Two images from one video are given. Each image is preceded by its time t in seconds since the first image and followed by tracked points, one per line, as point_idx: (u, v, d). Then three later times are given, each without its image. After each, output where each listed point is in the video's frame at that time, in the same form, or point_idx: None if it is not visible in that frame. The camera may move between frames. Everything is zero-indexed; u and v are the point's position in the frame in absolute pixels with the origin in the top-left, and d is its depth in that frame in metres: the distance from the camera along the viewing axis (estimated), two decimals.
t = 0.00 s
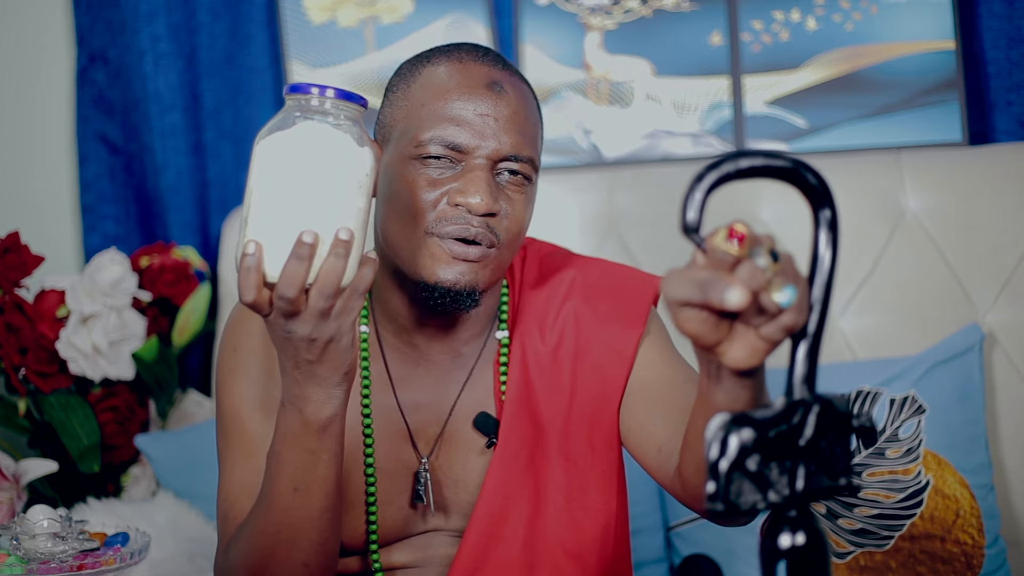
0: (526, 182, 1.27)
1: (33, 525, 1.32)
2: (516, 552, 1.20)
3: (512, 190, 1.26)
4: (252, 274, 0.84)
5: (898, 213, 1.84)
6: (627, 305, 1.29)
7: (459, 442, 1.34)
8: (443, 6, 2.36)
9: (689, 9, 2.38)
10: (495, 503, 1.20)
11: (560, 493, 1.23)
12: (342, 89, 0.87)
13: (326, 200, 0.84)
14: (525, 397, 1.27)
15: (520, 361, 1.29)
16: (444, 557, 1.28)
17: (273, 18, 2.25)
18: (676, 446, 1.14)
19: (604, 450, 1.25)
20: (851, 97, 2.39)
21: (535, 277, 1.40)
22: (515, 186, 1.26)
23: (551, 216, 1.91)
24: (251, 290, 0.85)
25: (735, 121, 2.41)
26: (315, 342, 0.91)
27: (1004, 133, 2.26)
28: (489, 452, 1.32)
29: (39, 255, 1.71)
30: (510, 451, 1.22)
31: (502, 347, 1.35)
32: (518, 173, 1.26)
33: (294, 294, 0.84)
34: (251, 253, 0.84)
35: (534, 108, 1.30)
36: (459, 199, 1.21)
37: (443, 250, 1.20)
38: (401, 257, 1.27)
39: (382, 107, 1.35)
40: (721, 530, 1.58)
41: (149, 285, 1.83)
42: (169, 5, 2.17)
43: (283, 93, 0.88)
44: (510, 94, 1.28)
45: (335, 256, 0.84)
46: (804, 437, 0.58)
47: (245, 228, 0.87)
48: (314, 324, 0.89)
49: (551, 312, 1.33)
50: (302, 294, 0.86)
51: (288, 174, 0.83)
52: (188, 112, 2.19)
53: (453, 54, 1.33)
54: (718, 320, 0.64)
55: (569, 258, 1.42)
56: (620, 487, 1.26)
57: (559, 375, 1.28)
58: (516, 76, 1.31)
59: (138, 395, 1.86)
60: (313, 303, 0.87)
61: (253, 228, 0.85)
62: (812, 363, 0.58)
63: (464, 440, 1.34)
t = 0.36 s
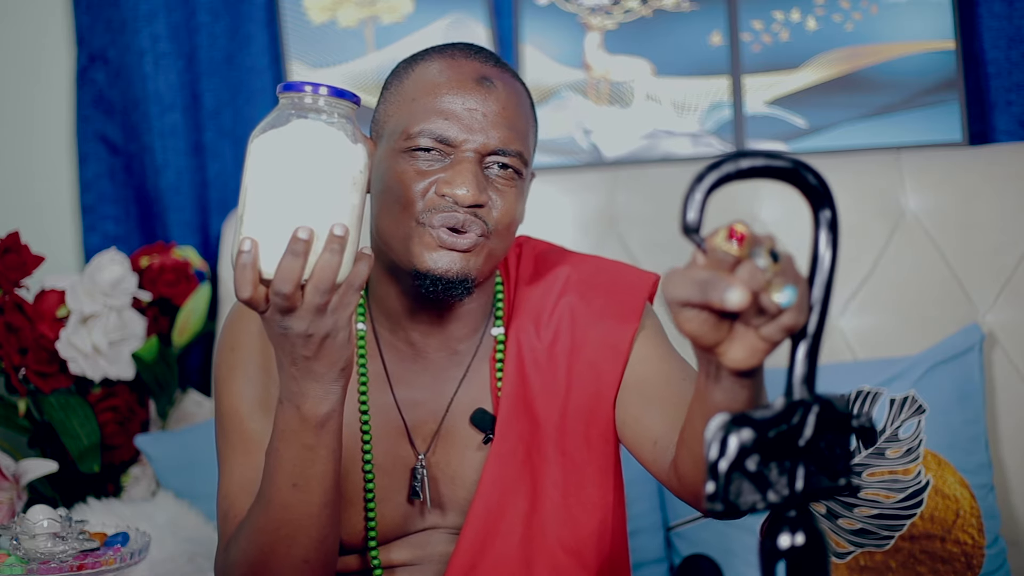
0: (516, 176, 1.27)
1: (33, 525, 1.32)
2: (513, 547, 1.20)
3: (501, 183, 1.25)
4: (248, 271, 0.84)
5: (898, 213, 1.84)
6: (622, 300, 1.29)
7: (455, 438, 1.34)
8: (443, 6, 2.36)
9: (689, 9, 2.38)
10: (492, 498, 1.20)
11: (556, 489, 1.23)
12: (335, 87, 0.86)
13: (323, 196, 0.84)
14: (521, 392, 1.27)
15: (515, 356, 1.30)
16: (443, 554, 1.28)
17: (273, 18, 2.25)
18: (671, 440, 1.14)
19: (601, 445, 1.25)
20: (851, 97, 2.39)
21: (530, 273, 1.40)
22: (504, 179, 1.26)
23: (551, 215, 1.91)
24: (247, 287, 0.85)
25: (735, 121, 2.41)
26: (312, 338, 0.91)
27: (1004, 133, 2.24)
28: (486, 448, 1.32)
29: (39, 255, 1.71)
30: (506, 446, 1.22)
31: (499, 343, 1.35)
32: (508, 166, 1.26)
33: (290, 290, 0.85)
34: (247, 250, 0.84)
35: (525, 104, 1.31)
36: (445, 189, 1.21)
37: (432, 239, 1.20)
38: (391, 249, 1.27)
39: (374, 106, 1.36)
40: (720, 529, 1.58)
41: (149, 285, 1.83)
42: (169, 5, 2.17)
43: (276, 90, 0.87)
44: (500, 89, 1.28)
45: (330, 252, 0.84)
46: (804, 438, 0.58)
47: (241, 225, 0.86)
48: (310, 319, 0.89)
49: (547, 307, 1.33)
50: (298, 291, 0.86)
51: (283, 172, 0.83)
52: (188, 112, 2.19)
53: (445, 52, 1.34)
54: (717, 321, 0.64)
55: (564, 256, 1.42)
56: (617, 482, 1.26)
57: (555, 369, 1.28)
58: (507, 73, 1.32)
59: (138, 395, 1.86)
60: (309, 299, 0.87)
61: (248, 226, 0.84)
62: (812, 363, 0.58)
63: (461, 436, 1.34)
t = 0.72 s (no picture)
0: (515, 170, 1.27)
1: (33, 525, 1.32)
2: (510, 543, 1.20)
3: (501, 177, 1.25)
4: (245, 270, 0.84)
5: (898, 213, 1.84)
6: (619, 295, 1.29)
7: (454, 436, 1.34)
8: (443, 6, 2.36)
9: (689, 9, 2.38)
10: (490, 495, 1.20)
11: (554, 485, 1.23)
12: (332, 86, 0.86)
13: (322, 195, 0.84)
14: (517, 388, 1.27)
15: (512, 354, 1.29)
16: (442, 553, 1.28)
17: (273, 18, 2.25)
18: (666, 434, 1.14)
19: (596, 439, 1.24)
20: (851, 97, 2.39)
21: (528, 269, 1.40)
22: (504, 174, 1.25)
23: (549, 215, 1.91)
24: (244, 286, 0.85)
25: (735, 121, 2.41)
26: (309, 336, 0.92)
27: (1004, 133, 2.26)
28: (484, 445, 1.32)
29: (39, 255, 1.71)
30: (502, 443, 1.23)
31: (496, 341, 1.36)
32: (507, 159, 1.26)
33: (287, 289, 0.85)
34: (244, 249, 0.84)
35: (520, 99, 1.31)
36: (448, 183, 1.20)
37: (434, 237, 1.21)
38: (396, 249, 1.26)
39: (370, 107, 1.36)
40: (719, 529, 1.58)
41: (149, 285, 1.83)
42: (169, 5, 2.17)
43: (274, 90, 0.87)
44: (496, 84, 1.28)
45: (327, 251, 0.84)
46: (798, 438, 0.58)
47: (239, 225, 0.86)
48: (308, 317, 0.89)
49: (543, 304, 1.33)
50: (296, 289, 0.86)
51: (281, 172, 0.83)
52: (188, 112, 2.19)
53: (439, 51, 1.34)
54: (711, 321, 0.64)
55: (561, 252, 1.42)
56: (613, 476, 1.25)
57: (551, 366, 1.28)
58: (501, 69, 1.32)
59: (138, 395, 1.87)
60: (306, 297, 0.87)
61: (246, 225, 0.84)
62: (805, 363, 0.58)
63: (460, 433, 1.34)
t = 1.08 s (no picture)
0: (518, 165, 1.27)
1: (33, 525, 1.32)
2: (511, 542, 1.21)
3: (506, 172, 1.26)
4: (246, 267, 0.84)
5: (898, 213, 1.84)
6: (620, 295, 1.29)
7: (455, 435, 1.34)
8: (443, 6, 2.36)
9: (689, 9, 2.38)
10: (490, 494, 1.20)
11: (554, 484, 1.23)
12: (333, 84, 0.86)
13: (326, 193, 0.84)
14: (518, 388, 1.27)
15: (513, 354, 1.29)
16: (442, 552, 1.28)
17: (273, 18, 2.25)
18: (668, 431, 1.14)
19: (597, 438, 1.24)
20: (851, 97, 2.39)
21: (529, 270, 1.40)
22: (508, 168, 1.26)
23: (550, 214, 1.91)
24: (245, 283, 0.85)
25: (735, 121, 2.41)
26: (309, 334, 0.91)
27: (1004, 133, 2.26)
28: (485, 443, 1.33)
29: (39, 255, 1.71)
30: (503, 442, 1.23)
31: (497, 340, 1.36)
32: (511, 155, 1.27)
33: (287, 285, 0.85)
34: (246, 245, 0.84)
35: (520, 95, 1.32)
36: (456, 178, 1.20)
37: (444, 232, 1.20)
38: (402, 246, 1.25)
39: (369, 106, 1.36)
40: (719, 529, 1.58)
41: (149, 285, 1.83)
42: (169, 5, 2.17)
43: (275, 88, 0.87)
44: (497, 80, 1.29)
45: (328, 248, 0.84)
46: (803, 437, 0.57)
47: (239, 222, 0.86)
48: (308, 315, 0.89)
49: (545, 304, 1.33)
50: (296, 286, 0.86)
51: (282, 170, 0.83)
52: (188, 112, 2.19)
53: (437, 49, 1.34)
54: (716, 321, 0.64)
55: (561, 252, 1.42)
56: (615, 476, 1.25)
57: (552, 365, 1.28)
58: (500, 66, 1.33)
59: (138, 395, 1.86)
60: (306, 295, 0.87)
61: (247, 221, 0.84)
62: (811, 363, 0.58)
63: (460, 431, 1.34)
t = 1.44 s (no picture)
0: (519, 162, 1.27)
1: (33, 525, 1.32)
2: (513, 542, 1.20)
3: (506, 169, 1.26)
4: (250, 263, 0.84)
5: (898, 213, 1.84)
6: (623, 296, 1.29)
7: (457, 434, 1.34)
8: (443, 6, 2.36)
9: (689, 9, 2.38)
10: (492, 492, 1.20)
11: (556, 484, 1.23)
12: (337, 82, 0.87)
13: (331, 193, 0.84)
14: (521, 388, 1.27)
15: (516, 355, 1.30)
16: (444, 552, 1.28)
17: (273, 18, 2.25)
18: (672, 432, 1.12)
19: (600, 440, 1.25)
20: (851, 97, 2.39)
21: (532, 270, 1.40)
22: (508, 166, 1.26)
23: (552, 214, 1.92)
24: (248, 279, 0.85)
25: (735, 121, 2.41)
26: (312, 331, 0.91)
27: (1004, 133, 2.26)
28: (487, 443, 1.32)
29: (38, 255, 1.71)
30: (505, 442, 1.23)
31: (502, 338, 1.34)
32: (511, 152, 1.26)
33: (290, 283, 0.85)
34: (248, 242, 0.84)
35: (523, 93, 1.31)
36: (454, 173, 1.21)
37: (441, 228, 1.21)
38: (402, 242, 1.26)
39: (375, 102, 1.36)
40: (720, 529, 1.58)
41: (149, 285, 1.83)
42: (169, 5, 2.17)
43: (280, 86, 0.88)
44: (500, 77, 1.29)
45: (330, 245, 0.83)
46: (809, 437, 0.58)
47: (243, 219, 0.86)
48: (310, 313, 0.89)
49: (548, 304, 1.33)
50: (298, 283, 0.86)
51: (285, 167, 0.83)
52: (188, 112, 2.19)
53: (442, 46, 1.35)
54: (724, 321, 0.64)
55: (565, 253, 1.42)
56: (616, 476, 1.26)
57: (555, 364, 1.28)
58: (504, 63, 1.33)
59: (138, 395, 1.86)
60: (309, 292, 0.87)
61: (251, 219, 0.84)
62: (817, 362, 0.58)
63: (462, 431, 1.34)
